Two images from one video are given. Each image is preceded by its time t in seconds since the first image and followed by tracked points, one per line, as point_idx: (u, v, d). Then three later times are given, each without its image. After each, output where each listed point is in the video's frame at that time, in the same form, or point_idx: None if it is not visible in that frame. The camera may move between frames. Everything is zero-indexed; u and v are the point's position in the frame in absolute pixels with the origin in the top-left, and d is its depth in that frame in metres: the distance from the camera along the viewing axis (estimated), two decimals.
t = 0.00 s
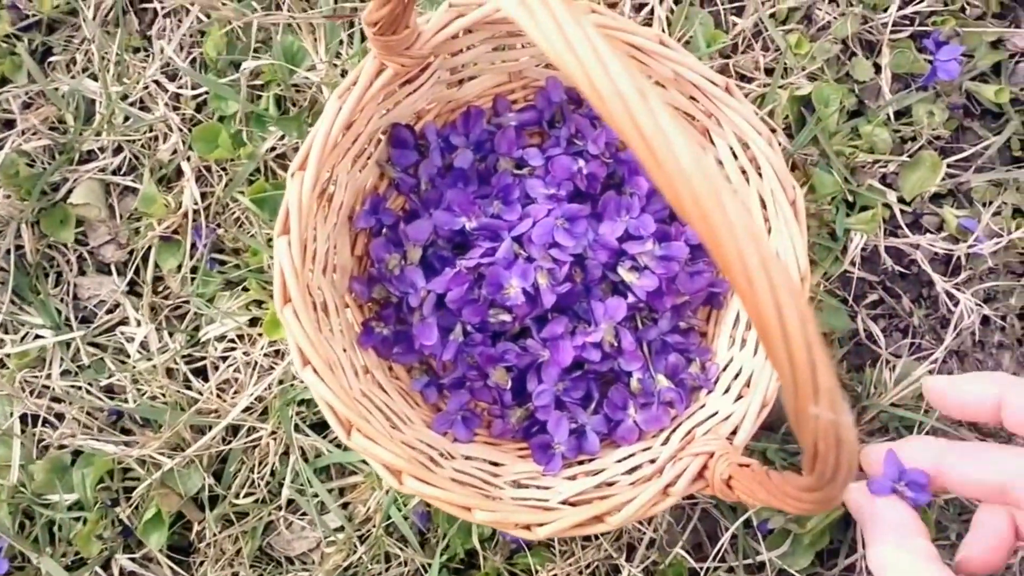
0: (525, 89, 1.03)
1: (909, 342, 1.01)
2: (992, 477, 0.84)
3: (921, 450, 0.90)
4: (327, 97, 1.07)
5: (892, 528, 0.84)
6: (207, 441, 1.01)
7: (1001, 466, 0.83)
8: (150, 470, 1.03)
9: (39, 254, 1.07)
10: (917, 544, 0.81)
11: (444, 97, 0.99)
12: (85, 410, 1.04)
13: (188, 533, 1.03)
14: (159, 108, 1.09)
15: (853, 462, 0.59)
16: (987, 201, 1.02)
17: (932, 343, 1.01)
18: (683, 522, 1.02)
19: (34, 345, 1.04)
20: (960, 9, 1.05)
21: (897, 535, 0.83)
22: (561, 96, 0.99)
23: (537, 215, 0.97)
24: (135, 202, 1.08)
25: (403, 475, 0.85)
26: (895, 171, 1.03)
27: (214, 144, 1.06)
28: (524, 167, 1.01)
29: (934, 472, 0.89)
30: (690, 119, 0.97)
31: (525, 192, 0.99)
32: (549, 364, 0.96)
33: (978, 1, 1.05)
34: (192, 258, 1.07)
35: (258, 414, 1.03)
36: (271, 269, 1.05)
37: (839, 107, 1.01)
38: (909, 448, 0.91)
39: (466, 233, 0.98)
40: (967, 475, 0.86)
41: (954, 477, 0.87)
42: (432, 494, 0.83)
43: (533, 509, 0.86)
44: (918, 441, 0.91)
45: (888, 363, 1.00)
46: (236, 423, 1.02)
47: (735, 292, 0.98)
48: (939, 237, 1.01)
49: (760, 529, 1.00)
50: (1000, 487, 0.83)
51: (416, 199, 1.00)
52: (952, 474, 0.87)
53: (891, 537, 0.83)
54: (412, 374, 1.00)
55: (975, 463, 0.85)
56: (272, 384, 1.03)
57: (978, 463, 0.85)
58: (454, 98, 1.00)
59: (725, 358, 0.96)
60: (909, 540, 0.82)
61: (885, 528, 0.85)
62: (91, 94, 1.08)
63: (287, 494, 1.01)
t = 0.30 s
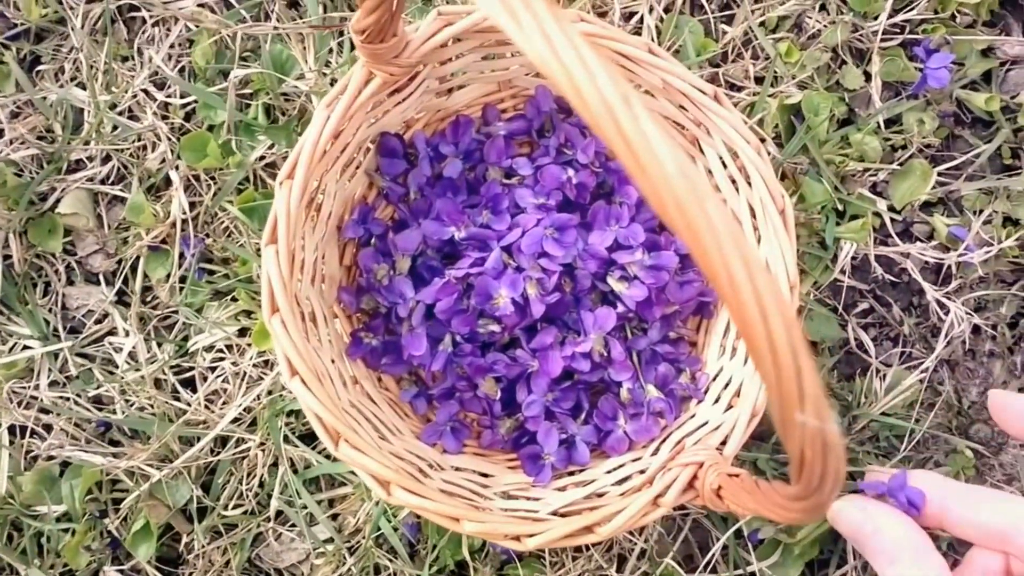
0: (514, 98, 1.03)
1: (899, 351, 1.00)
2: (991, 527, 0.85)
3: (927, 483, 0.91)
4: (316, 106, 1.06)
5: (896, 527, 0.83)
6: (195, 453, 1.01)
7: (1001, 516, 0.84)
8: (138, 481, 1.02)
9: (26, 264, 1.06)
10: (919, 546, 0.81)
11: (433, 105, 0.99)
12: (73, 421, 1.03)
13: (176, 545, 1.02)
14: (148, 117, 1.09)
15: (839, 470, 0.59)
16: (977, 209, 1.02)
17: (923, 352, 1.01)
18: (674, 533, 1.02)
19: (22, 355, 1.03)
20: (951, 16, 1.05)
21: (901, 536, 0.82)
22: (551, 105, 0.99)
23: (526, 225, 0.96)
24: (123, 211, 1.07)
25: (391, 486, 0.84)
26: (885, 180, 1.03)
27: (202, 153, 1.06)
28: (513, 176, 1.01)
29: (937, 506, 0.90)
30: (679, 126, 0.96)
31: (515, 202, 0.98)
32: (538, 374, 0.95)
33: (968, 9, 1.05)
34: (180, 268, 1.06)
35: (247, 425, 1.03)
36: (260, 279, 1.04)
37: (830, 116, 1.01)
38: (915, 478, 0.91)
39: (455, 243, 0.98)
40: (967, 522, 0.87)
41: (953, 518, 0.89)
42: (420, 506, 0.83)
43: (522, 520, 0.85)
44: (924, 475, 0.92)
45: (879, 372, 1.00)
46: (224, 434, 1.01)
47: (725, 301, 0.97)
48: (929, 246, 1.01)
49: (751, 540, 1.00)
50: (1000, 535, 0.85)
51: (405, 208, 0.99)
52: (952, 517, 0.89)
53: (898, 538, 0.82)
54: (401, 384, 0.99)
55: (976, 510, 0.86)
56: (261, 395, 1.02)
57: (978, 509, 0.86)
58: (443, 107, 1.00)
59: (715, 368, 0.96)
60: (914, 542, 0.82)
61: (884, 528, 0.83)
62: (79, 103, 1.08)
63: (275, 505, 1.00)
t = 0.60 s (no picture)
0: (506, 104, 1.02)
1: (892, 357, 1.00)
2: (996, 540, 0.89)
3: (934, 499, 0.90)
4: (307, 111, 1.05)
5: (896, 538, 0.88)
6: (186, 460, 1.00)
7: (1008, 530, 0.88)
8: (129, 489, 1.02)
9: (17, 270, 1.06)
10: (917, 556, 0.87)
11: (425, 111, 0.98)
12: (64, 428, 1.03)
13: (167, 552, 1.02)
14: (139, 122, 1.08)
15: (827, 478, 0.58)
16: (970, 215, 1.02)
17: (916, 358, 1.00)
18: (666, 539, 1.01)
19: (13, 362, 1.03)
20: (944, 21, 1.04)
21: (901, 544, 0.88)
22: (543, 111, 0.99)
23: (518, 231, 0.96)
24: (114, 217, 1.07)
25: (383, 493, 0.84)
26: (878, 185, 1.03)
27: (194, 158, 1.05)
28: (506, 182, 1.01)
29: (942, 522, 0.90)
30: (672, 132, 0.96)
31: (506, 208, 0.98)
32: (530, 382, 0.95)
33: (961, 15, 1.04)
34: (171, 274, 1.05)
35: (238, 432, 1.02)
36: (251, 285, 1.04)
37: (822, 121, 1.01)
38: (922, 491, 0.91)
39: (447, 249, 0.98)
40: (972, 536, 0.90)
41: (957, 532, 0.90)
42: (413, 513, 0.83)
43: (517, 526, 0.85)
44: (929, 488, 0.91)
45: (871, 378, 1.00)
46: (215, 441, 1.01)
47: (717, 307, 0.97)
48: (922, 252, 1.01)
49: (743, 547, 1.00)
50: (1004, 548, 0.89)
51: (397, 214, 0.99)
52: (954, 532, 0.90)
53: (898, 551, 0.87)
54: (393, 391, 0.99)
55: (983, 525, 0.89)
56: (252, 402, 1.02)
57: (985, 523, 0.89)
58: (435, 112, 0.99)
59: (708, 375, 0.96)
60: (911, 551, 0.87)
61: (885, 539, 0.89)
62: (70, 108, 1.07)
63: (266, 513, 1.00)
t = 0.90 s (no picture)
0: (498, 109, 1.02)
1: (884, 363, 1.00)
2: (988, 529, 0.87)
3: (926, 488, 0.90)
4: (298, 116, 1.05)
5: (889, 530, 0.86)
6: (176, 467, 1.00)
7: (1001, 521, 0.86)
8: (120, 496, 1.01)
9: (6, 275, 1.05)
10: (910, 550, 0.85)
11: (416, 115, 0.98)
12: (54, 434, 1.03)
13: (158, 559, 1.02)
14: (129, 126, 1.07)
15: (816, 483, 0.57)
16: (962, 220, 1.02)
17: (908, 364, 1.00)
18: (658, 545, 1.01)
19: (2, 368, 1.02)
20: (937, 26, 1.04)
21: (888, 535, 0.86)
22: (535, 116, 0.98)
23: (509, 237, 0.95)
24: (104, 222, 1.06)
25: (373, 500, 0.83)
26: (870, 191, 1.03)
27: (185, 162, 1.04)
28: (496, 188, 1.00)
29: (937, 509, 0.89)
30: (663, 137, 0.96)
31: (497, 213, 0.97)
32: (521, 388, 0.95)
33: (953, 19, 1.04)
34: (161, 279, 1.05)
35: (228, 438, 1.02)
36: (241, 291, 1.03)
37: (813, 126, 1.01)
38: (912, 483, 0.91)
39: (438, 255, 0.97)
40: (964, 525, 0.88)
41: (951, 519, 0.90)
42: (403, 520, 0.82)
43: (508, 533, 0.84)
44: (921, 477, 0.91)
45: (864, 384, 1.00)
46: (205, 447, 1.01)
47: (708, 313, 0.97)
48: (915, 257, 1.01)
49: (736, 553, 0.99)
50: (997, 539, 0.87)
51: (388, 219, 0.98)
52: (948, 518, 0.90)
53: (890, 547, 0.85)
54: (384, 397, 0.99)
55: (975, 514, 0.88)
56: (242, 408, 1.02)
57: (977, 513, 0.88)
58: (426, 117, 0.99)
59: (699, 381, 0.95)
60: (901, 541, 0.85)
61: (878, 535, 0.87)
62: (59, 112, 1.06)
63: (257, 520, 1.00)
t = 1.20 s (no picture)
0: (489, 114, 1.02)
1: (878, 370, 0.99)
2: (1006, 544, 0.88)
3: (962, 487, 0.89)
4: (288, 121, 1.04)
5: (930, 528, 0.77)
6: (165, 473, 1.00)
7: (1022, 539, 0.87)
8: (109, 502, 1.01)
9: None
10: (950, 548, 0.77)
11: (407, 120, 0.97)
12: (43, 441, 1.02)
13: (147, 566, 1.01)
14: (120, 131, 1.07)
15: (807, 490, 0.56)
16: (956, 226, 1.01)
17: (902, 371, 1.00)
18: (650, 553, 1.00)
19: None
20: (930, 31, 1.05)
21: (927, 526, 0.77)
22: (526, 121, 0.98)
23: (500, 242, 0.95)
24: (95, 227, 1.06)
25: (363, 507, 0.83)
26: (863, 197, 1.02)
27: (175, 167, 1.04)
28: (488, 194, 1.00)
29: (965, 508, 0.89)
30: (655, 142, 0.95)
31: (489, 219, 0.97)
32: (512, 395, 0.94)
33: (947, 25, 1.04)
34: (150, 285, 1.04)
35: (217, 445, 1.01)
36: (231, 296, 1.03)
37: (806, 131, 1.01)
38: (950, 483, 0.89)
39: (429, 260, 0.97)
40: (986, 534, 0.88)
41: (970, 523, 0.89)
42: (393, 528, 0.81)
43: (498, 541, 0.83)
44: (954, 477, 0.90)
45: (857, 391, 0.99)
46: (194, 454, 1.00)
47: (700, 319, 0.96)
48: (908, 263, 1.00)
49: (728, 561, 0.98)
50: (1006, 554, 0.88)
51: (378, 225, 0.98)
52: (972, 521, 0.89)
53: (926, 544, 0.76)
54: (374, 404, 0.98)
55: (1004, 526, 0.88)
56: (232, 414, 1.01)
57: (1002, 527, 0.88)
58: (418, 122, 0.98)
59: (691, 388, 0.95)
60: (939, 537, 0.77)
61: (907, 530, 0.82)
62: (50, 118, 1.06)
63: (246, 527, 0.99)
